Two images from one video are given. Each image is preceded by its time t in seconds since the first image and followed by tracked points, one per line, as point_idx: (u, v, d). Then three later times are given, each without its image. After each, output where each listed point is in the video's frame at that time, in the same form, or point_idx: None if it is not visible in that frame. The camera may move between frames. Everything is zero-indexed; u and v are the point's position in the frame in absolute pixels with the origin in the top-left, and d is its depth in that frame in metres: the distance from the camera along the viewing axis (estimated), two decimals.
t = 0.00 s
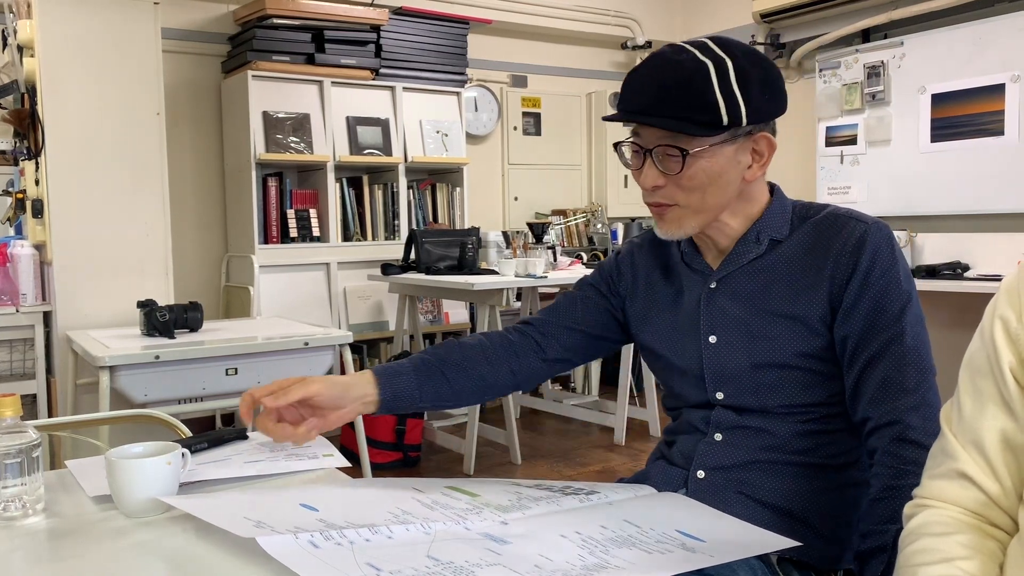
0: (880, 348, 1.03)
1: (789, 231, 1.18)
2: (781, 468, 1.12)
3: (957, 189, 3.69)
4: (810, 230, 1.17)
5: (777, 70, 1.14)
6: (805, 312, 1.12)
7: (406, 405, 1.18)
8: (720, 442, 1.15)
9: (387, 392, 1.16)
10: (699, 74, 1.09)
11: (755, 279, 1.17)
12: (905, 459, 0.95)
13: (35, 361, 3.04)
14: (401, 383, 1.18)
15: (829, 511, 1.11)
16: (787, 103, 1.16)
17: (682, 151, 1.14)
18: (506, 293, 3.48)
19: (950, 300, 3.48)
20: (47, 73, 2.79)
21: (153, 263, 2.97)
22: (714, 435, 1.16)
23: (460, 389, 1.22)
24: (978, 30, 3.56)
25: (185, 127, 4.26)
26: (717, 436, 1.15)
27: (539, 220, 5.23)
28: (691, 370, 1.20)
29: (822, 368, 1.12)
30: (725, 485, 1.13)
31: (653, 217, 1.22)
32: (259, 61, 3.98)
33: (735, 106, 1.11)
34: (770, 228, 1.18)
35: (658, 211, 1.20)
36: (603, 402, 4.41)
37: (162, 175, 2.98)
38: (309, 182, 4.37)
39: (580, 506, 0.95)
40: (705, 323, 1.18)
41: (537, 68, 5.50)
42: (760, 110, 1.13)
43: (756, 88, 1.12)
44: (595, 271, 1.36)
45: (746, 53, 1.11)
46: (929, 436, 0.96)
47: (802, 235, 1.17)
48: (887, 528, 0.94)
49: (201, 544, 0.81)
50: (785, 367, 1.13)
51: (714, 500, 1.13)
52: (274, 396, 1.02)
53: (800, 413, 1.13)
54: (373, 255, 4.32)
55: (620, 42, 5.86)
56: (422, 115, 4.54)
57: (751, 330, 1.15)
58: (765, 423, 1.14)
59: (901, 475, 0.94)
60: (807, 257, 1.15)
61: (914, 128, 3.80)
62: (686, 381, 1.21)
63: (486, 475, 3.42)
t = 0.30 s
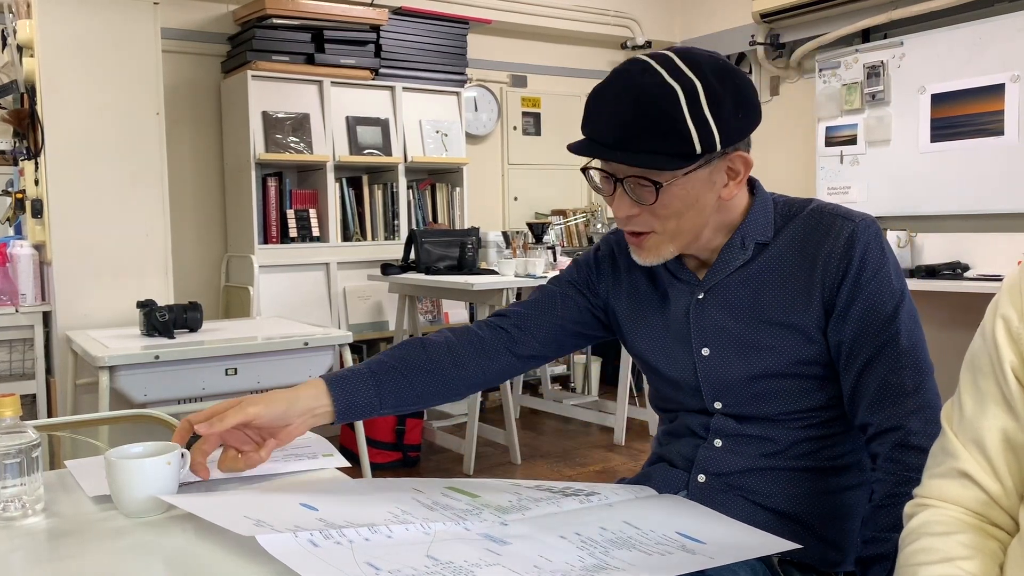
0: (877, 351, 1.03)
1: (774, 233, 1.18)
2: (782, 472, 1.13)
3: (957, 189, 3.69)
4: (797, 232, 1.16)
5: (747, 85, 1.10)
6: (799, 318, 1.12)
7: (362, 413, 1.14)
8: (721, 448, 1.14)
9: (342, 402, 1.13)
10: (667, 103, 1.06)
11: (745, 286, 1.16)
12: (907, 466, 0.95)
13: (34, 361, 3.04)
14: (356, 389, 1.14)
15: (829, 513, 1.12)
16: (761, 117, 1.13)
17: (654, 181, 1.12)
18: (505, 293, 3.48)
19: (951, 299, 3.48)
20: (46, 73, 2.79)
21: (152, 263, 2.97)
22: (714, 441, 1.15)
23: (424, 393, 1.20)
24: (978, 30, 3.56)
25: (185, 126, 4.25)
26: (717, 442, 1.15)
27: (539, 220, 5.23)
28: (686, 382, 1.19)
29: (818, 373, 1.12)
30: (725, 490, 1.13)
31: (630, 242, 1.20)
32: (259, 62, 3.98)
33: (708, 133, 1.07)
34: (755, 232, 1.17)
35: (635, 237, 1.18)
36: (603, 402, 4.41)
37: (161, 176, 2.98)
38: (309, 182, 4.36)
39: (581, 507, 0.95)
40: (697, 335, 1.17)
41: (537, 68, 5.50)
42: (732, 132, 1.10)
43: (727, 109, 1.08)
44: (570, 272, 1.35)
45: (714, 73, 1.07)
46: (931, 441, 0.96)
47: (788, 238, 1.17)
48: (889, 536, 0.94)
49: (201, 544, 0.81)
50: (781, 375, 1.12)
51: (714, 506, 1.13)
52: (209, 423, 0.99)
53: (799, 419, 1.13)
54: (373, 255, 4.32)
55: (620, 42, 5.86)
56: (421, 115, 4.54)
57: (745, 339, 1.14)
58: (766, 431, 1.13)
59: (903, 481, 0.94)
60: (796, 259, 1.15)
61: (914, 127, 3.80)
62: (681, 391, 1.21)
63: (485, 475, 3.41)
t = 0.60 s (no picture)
0: (878, 352, 1.03)
1: (772, 233, 1.18)
2: (783, 474, 1.13)
3: (957, 189, 3.69)
4: (793, 233, 1.16)
5: (751, 92, 1.10)
6: (798, 320, 1.12)
7: (351, 421, 1.13)
8: (720, 451, 1.14)
9: (330, 410, 1.11)
10: (674, 117, 1.05)
11: (743, 287, 1.16)
12: (907, 468, 0.95)
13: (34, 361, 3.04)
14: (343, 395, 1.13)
15: (830, 515, 1.12)
16: (764, 123, 1.13)
17: (661, 197, 1.11)
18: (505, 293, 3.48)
19: (952, 299, 3.48)
20: (45, 74, 2.78)
21: (152, 263, 2.97)
22: (714, 443, 1.15)
23: (414, 398, 1.19)
24: (978, 30, 3.56)
25: (185, 126, 4.25)
26: (717, 444, 1.14)
27: (539, 220, 5.23)
28: (685, 384, 1.19)
29: (817, 374, 1.12)
30: (725, 492, 1.13)
31: (631, 252, 1.20)
32: (258, 61, 3.98)
33: (715, 146, 1.07)
34: (753, 232, 1.17)
35: (637, 249, 1.18)
36: (603, 402, 4.41)
37: (161, 176, 2.97)
38: (308, 182, 4.36)
39: (580, 508, 0.95)
40: (696, 337, 1.17)
41: (537, 68, 5.50)
42: (738, 142, 1.10)
43: (732, 119, 1.08)
44: (565, 274, 1.34)
45: (719, 84, 1.07)
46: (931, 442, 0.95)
47: (785, 238, 1.16)
48: (891, 538, 0.94)
49: (200, 544, 0.81)
50: (781, 376, 1.12)
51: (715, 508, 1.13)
52: (195, 441, 0.99)
53: (799, 420, 1.13)
54: (373, 255, 4.32)
55: (620, 42, 5.86)
56: (421, 115, 4.54)
57: (744, 341, 1.14)
58: (766, 433, 1.13)
59: (904, 484, 0.94)
60: (795, 259, 1.15)
61: (913, 127, 3.80)
62: (679, 393, 1.20)
63: (485, 475, 3.41)
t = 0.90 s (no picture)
0: (881, 350, 1.03)
1: (775, 232, 1.18)
2: (785, 474, 1.13)
3: (956, 189, 3.69)
4: (796, 232, 1.17)
5: (759, 85, 1.10)
6: (801, 318, 1.12)
7: (354, 427, 1.13)
8: (722, 450, 1.14)
9: (330, 417, 1.11)
10: (686, 108, 1.05)
11: (746, 285, 1.16)
12: (905, 466, 0.95)
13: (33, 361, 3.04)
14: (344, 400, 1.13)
15: (831, 514, 1.12)
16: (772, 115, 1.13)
17: (672, 188, 1.10)
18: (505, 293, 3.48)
19: (953, 299, 3.47)
20: (44, 73, 2.78)
21: (151, 263, 2.97)
22: (715, 443, 1.15)
23: (416, 403, 1.18)
24: (977, 30, 3.56)
25: (184, 126, 4.25)
26: (718, 444, 1.14)
27: (539, 219, 5.23)
28: (687, 383, 1.19)
29: (820, 372, 1.12)
30: (726, 492, 1.13)
31: (639, 246, 1.20)
32: (258, 61, 3.98)
33: (727, 137, 1.07)
34: (756, 230, 1.17)
35: (645, 242, 1.17)
36: (603, 402, 4.41)
37: (161, 176, 2.98)
38: (308, 181, 4.36)
39: (581, 508, 0.95)
40: (698, 336, 1.17)
41: (536, 68, 5.50)
42: (749, 134, 1.10)
43: (743, 111, 1.08)
44: (566, 274, 1.34)
45: (729, 77, 1.07)
46: (928, 440, 0.95)
47: (788, 236, 1.17)
48: (888, 537, 0.94)
49: (200, 544, 0.81)
50: (784, 374, 1.12)
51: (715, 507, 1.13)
52: (194, 444, 1.00)
53: (801, 419, 1.13)
54: (372, 255, 4.32)
55: (620, 42, 5.86)
56: (421, 115, 4.54)
57: (747, 339, 1.14)
58: (768, 432, 1.13)
59: (901, 483, 0.94)
60: (798, 258, 1.15)
61: (913, 128, 3.80)
62: (681, 392, 1.20)
63: (485, 475, 3.41)
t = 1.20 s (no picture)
0: (884, 353, 1.02)
1: (777, 233, 1.18)
2: (785, 474, 1.12)
3: (956, 189, 3.69)
4: (798, 235, 1.17)
5: (738, 64, 1.13)
6: (803, 319, 1.11)
7: (365, 424, 1.14)
8: (721, 450, 1.14)
9: (347, 413, 1.12)
10: (672, 84, 1.07)
11: (748, 285, 1.16)
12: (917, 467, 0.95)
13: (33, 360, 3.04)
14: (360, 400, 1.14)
15: (831, 515, 1.12)
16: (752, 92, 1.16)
17: (673, 166, 1.11)
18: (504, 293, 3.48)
19: (953, 299, 3.48)
20: (44, 73, 2.78)
21: (151, 262, 2.97)
22: (714, 443, 1.15)
23: (424, 403, 1.19)
24: (977, 30, 3.56)
25: (184, 126, 4.25)
26: (717, 444, 1.14)
27: (539, 219, 5.23)
28: (686, 381, 1.19)
29: (821, 373, 1.12)
30: (726, 492, 1.13)
31: (648, 240, 1.19)
32: (258, 61, 3.98)
33: (716, 108, 1.09)
34: (757, 231, 1.17)
35: (655, 233, 1.17)
36: (603, 402, 4.41)
37: (161, 177, 2.98)
38: (308, 181, 4.36)
39: (581, 508, 0.95)
40: (699, 334, 1.17)
41: (536, 68, 5.49)
42: (735, 106, 1.12)
43: (726, 85, 1.10)
44: (571, 277, 1.34)
45: (706, 55, 1.10)
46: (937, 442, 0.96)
47: (790, 238, 1.17)
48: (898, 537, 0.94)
49: (200, 544, 0.81)
50: (785, 375, 1.12)
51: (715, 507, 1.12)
52: (218, 432, 1.00)
53: (801, 420, 1.13)
54: (372, 255, 4.32)
55: (620, 42, 5.86)
56: (421, 115, 4.54)
57: (748, 339, 1.14)
58: (767, 432, 1.13)
59: (912, 482, 0.94)
60: (800, 260, 1.15)
61: (913, 128, 3.81)
62: (681, 390, 1.21)
63: (485, 475, 3.41)
